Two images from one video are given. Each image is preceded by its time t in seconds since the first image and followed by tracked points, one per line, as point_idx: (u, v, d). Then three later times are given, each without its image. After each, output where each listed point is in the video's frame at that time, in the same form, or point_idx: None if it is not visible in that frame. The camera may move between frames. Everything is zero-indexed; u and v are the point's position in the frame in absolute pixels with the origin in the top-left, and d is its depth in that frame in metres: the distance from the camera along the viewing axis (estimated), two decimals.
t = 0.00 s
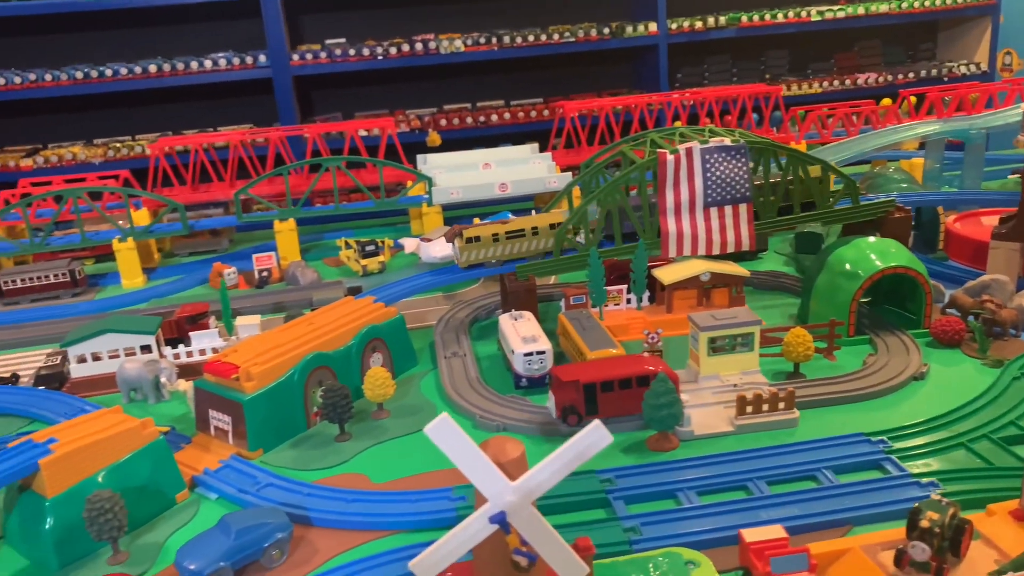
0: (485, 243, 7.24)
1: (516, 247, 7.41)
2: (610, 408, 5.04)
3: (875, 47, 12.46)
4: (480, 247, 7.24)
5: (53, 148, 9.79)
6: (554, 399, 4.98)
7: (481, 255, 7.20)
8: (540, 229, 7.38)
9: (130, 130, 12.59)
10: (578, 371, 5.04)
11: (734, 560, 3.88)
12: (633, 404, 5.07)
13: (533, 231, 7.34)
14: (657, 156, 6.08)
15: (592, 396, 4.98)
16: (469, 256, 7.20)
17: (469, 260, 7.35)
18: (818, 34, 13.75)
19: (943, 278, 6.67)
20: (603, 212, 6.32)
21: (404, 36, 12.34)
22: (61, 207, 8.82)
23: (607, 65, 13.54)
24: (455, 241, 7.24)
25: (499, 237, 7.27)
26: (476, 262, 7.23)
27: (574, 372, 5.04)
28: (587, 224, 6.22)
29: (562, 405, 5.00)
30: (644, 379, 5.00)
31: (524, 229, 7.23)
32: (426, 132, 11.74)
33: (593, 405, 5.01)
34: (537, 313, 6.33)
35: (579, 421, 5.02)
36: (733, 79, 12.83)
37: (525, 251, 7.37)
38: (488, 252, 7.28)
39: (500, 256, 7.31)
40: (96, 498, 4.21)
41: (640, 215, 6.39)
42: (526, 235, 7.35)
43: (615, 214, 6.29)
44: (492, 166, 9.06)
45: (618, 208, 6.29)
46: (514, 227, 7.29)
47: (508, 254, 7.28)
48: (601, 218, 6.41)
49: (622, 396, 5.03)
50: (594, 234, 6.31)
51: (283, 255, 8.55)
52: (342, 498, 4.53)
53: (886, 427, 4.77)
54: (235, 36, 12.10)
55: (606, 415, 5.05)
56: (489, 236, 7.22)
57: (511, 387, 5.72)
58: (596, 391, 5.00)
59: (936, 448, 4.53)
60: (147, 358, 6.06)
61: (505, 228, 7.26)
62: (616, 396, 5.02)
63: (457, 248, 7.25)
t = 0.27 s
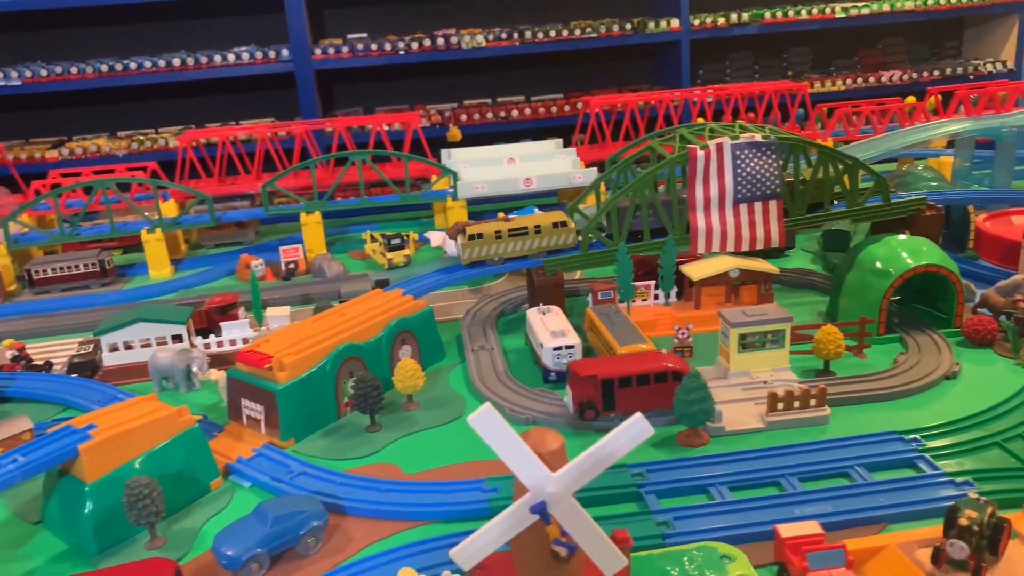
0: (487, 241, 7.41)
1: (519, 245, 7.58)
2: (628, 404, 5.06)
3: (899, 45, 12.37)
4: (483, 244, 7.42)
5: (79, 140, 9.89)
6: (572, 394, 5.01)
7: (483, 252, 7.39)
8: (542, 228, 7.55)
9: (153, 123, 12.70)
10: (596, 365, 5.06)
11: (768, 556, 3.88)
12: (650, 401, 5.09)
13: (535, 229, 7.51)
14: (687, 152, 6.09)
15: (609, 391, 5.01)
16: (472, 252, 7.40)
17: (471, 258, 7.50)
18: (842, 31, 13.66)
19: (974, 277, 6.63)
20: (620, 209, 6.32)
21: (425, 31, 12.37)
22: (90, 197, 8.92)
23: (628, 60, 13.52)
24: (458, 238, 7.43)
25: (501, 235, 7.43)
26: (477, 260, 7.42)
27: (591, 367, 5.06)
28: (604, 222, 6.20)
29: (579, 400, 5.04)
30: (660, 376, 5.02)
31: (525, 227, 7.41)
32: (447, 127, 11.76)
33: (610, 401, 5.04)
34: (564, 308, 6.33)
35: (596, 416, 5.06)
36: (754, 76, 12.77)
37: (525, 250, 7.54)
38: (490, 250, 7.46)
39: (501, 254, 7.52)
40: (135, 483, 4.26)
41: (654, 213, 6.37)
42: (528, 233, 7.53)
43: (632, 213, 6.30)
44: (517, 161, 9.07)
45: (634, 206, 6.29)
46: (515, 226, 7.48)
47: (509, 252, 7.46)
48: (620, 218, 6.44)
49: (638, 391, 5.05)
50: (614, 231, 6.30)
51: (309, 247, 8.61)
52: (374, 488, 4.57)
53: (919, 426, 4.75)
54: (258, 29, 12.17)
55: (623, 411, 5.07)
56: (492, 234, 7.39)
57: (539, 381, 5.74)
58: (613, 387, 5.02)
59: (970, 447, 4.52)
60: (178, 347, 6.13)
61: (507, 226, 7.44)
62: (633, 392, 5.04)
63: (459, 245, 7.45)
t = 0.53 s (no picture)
0: (496, 240, 6.85)
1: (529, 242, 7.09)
2: (623, 397, 5.05)
3: (927, 41, 12.25)
4: (492, 244, 6.82)
5: (107, 135, 10.01)
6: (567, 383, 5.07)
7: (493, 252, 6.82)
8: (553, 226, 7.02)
9: (180, 118, 12.82)
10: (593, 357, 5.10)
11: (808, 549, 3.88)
12: (649, 397, 5.06)
13: (546, 226, 6.96)
14: (720, 147, 6.06)
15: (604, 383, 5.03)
16: (481, 253, 6.85)
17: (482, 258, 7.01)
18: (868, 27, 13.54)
19: (1008, 274, 6.59)
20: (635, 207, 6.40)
21: (449, 27, 12.40)
22: (122, 191, 9.04)
23: (652, 56, 13.47)
24: (465, 237, 6.87)
25: (511, 234, 6.90)
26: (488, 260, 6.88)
27: (589, 359, 5.11)
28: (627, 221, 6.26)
29: (574, 389, 5.11)
30: (658, 372, 4.98)
31: (537, 225, 6.79)
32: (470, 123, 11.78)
33: (605, 394, 5.05)
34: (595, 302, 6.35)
35: (591, 407, 5.10)
36: (780, 72, 12.68)
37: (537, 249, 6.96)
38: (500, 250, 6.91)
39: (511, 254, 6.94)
40: (175, 472, 4.32)
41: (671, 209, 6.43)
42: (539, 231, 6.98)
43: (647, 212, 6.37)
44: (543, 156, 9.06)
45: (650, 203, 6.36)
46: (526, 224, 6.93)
47: (521, 251, 6.86)
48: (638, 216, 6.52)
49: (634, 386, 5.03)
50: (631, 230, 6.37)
51: (338, 242, 8.68)
52: (410, 479, 4.60)
53: (957, 422, 4.72)
54: (283, 26, 12.24)
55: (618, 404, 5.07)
56: (501, 233, 6.85)
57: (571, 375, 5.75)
58: (609, 380, 5.03)
59: (1009, 443, 4.48)
60: (211, 339, 6.19)
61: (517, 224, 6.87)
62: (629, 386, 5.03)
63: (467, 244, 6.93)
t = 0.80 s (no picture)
0: (504, 237, 7.19)
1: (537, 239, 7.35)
2: (621, 387, 5.13)
3: (954, 35, 12.11)
4: (498, 243, 7.20)
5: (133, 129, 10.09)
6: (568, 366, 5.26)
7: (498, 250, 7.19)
8: (558, 223, 7.32)
9: (204, 113, 12.91)
10: (595, 347, 5.20)
11: (847, 543, 3.86)
12: (648, 390, 5.08)
13: (551, 224, 7.28)
14: (751, 139, 6.04)
15: (599, 373, 5.15)
16: (488, 251, 7.17)
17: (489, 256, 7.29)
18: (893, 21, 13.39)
19: None
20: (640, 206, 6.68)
21: (471, 22, 12.40)
22: (151, 184, 9.12)
23: (675, 51, 13.41)
24: (475, 234, 7.16)
25: (517, 232, 7.22)
26: (495, 258, 7.22)
27: (594, 346, 5.24)
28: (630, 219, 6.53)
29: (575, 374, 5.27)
30: (654, 366, 4.99)
31: (540, 224, 7.20)
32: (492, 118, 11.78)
33: (604, 381, 5.16)
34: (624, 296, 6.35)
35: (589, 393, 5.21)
36: (804, 66, 12.57)
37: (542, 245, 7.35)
38: (507, 247, 7.24)
39: (518, 251, 7.29)
40: (213, 461, 4.35)
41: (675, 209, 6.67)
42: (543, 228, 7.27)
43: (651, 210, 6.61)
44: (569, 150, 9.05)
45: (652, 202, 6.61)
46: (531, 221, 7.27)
47: (525, 249, 7.22)
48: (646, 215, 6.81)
49: (627, 379, 5.11)
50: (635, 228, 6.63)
51: (364, 235, 8.74)
52: (444, 470, 4.62)
53: (995, 417, 4.67)
54: (305, 21, 12.29)
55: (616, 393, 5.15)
56: (508, 231, 7.18)
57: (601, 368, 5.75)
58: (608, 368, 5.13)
59: None
60: (243, 331, 6.23)
61: (523, 222, 7.21)
62: (626, 376, 5.10)
63: (476, 242, 7.20)
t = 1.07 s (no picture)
0: (515, 243, 6.81)
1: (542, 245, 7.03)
2: (624, 379, 5.25)
3: (985, 33, 11.93)
4: (510, 248, 6.79)
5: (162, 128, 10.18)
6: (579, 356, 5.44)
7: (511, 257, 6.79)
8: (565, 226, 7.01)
9: (231, 113, 13.00)
10: (608, 338, 5.33)
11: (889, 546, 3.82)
12: (650, 385, 5.16)
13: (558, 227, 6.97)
14: (786, 138, 5.99)
15: (604, 362, 5.29)
16: (499, 257, 6.75)
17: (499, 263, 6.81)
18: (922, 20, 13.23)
19: None
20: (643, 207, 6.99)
21: (495, 21, 12.41)
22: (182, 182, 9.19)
23: (700, 50, 13.33)
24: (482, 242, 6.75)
25: (528, 236, 6.85)
26: (506, 264, 6.80)
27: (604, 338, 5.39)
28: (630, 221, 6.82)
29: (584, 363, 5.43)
30: (656, 362, 5.07)
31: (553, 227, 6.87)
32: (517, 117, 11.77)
33: (609, 373, 5.29)
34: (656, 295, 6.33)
35: (595, 383, 5.37)
36: (830, 66, 12.46)
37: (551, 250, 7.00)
38: (517, 253, 6.86)
39: (528, 256, 6.93)
40: (251, 455, 4.38)
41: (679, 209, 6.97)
42: (552, 233, 6.96)
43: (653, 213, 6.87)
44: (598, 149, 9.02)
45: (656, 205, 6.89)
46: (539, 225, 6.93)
47: (537, 253, 6.85)
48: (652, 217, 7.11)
49: (629, 372, 5.22)
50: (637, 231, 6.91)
51: (393, 234, 8.79)
52: (479, 467, 4.62)
53: None
54: (331, 21, 12.35)
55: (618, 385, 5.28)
56: (519, 236, 6.80)
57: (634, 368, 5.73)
58: (613, 360, 5.26)
59: None
60: (276, 327, 6.28)
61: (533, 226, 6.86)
62: (629, 370, 5.21)
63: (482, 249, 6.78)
